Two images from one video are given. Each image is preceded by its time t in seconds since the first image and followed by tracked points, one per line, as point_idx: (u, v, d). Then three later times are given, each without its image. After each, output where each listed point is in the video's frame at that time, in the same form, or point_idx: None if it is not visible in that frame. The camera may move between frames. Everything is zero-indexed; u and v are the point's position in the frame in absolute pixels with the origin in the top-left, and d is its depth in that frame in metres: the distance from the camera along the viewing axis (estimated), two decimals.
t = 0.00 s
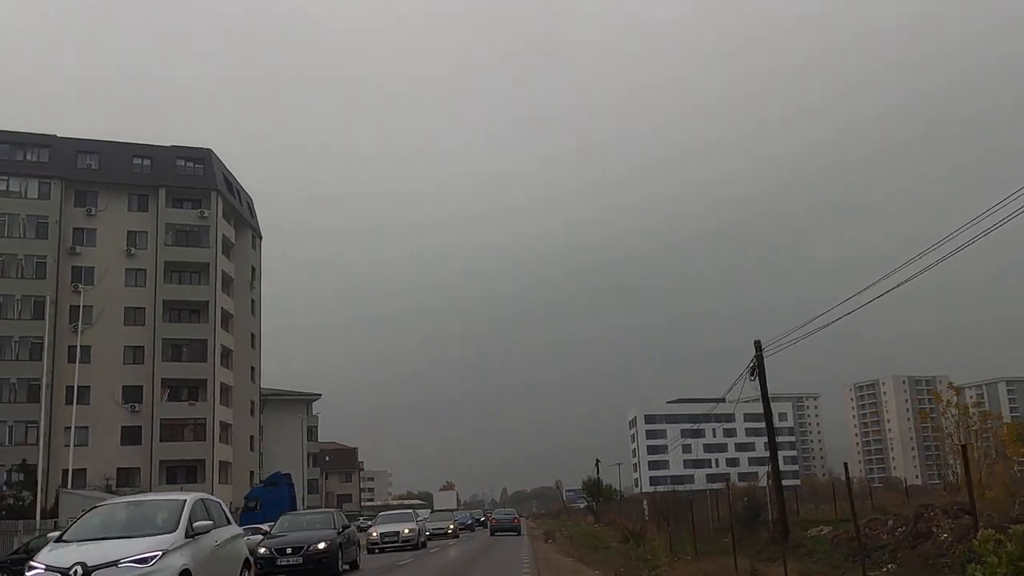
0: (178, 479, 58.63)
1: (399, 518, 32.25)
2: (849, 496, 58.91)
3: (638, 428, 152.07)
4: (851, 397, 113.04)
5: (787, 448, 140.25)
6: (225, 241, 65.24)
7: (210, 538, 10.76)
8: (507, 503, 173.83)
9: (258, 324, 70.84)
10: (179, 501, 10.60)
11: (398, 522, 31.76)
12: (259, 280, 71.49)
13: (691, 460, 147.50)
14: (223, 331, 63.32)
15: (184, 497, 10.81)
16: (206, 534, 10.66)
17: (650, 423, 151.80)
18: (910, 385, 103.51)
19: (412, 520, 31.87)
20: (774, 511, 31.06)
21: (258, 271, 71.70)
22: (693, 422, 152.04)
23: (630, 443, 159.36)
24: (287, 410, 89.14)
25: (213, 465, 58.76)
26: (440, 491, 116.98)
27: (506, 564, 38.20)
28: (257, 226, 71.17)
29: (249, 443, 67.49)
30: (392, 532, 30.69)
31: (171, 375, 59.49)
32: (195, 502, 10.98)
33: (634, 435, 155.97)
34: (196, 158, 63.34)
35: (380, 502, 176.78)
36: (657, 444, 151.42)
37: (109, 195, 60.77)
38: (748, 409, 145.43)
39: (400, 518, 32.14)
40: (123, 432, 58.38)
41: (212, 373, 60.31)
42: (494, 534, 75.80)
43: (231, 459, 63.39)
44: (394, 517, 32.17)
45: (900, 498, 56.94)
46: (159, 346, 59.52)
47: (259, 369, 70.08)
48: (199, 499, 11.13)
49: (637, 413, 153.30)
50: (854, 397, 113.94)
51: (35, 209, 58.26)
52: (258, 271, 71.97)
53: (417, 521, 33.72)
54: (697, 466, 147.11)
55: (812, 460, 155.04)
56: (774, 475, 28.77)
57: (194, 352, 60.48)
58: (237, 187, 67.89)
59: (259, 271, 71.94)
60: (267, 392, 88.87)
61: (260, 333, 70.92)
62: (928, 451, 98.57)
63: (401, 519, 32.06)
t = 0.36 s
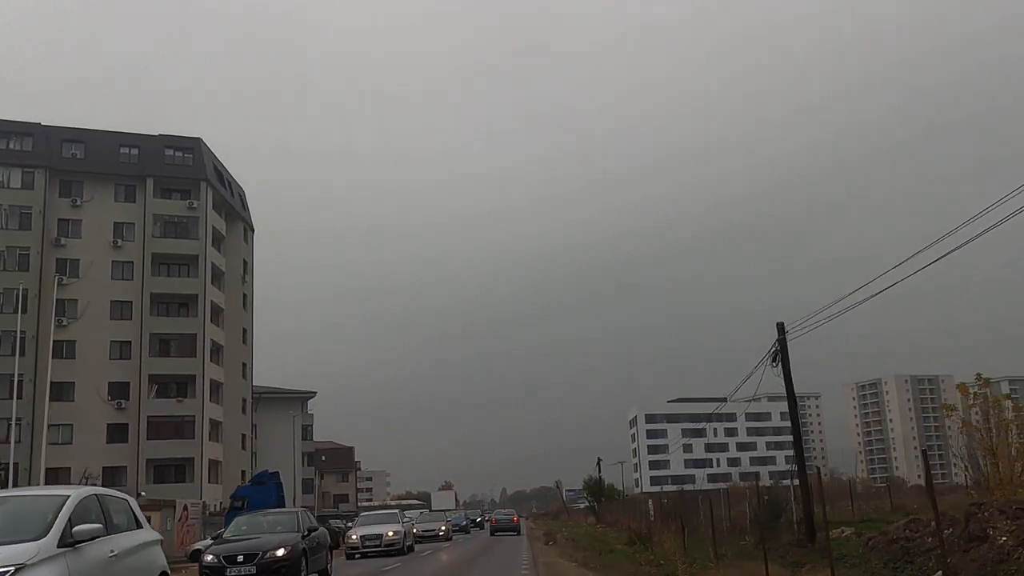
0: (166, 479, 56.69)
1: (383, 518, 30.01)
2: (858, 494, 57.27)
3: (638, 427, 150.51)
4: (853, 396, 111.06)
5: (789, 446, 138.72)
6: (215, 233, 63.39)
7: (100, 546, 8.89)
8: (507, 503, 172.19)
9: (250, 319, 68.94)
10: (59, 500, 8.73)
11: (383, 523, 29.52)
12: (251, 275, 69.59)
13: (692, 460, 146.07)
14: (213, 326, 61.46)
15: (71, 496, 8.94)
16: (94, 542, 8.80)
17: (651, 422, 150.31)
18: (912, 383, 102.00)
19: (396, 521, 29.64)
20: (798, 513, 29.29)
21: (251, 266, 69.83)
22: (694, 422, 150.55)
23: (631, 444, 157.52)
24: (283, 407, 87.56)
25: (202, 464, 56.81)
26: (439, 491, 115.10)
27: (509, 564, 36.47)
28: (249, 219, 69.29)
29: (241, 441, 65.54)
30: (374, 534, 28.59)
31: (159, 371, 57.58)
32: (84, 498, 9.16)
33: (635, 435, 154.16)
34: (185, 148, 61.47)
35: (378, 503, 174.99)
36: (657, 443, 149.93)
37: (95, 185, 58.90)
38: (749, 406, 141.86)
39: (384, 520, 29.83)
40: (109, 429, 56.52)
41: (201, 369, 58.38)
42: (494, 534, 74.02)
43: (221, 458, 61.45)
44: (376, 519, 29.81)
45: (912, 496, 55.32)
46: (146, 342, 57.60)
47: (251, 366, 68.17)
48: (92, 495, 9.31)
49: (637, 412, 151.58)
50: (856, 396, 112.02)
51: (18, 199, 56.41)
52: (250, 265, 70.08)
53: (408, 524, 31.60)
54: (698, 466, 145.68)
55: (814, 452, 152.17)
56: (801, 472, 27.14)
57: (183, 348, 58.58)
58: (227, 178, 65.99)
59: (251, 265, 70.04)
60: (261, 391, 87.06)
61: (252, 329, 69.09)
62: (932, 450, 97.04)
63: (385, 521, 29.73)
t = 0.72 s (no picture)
0: (155, 477, 54.80)
1: (364, 520, 27.82)
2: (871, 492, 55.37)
3: (639, 427, 148.81)
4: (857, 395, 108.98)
5: (792, 445, 136.69)
6: (206, 225, 61.45)
7: None
8: (507, 503, 170.24)
9: (243, 314, 67.05)
10: None
11: (364, 526, 27.30)
12: (244, 268, 67.70)
13: (694, 459, 145.13)
14: (204, 320, 59.54)
15: None
16: None
17: (652, 422, 148.69)
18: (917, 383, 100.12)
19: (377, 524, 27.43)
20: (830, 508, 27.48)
21: (244, 259, 67.90)
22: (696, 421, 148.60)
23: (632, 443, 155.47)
24: (279, 405, 85.56)
25: (191, 462, 54.89)
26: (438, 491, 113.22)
27: (512, 565, 34.61)
28: (242, 211, 67.41)
29: (233, 439, 63.60)
30: (353, 538, 26.51)
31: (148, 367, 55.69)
32: None
33: (636, 434, 152.15)
34: (175, 136, 59.54)
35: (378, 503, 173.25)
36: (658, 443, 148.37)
37: (81, 174, 57.03)
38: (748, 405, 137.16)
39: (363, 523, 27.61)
40: (95, 426, 54.70)
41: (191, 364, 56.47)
42: (494, 534, 72.14)
43: (213, 456, 59.56)
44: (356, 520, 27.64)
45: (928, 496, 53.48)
46: (134, 336, 55.65)
47: (243, 362, 66.27)
48: None
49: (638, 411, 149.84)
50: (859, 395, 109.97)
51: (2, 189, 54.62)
52: (243, 258, 68.19)
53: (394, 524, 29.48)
54: (700, 465, 144.83)
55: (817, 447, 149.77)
56: (837, 467, 25.44)
57: (172, 342, 56.66)
58: (219, 168, 64.04)
59: (244, 258, 68.16)
60: (256, 388, 85.19)
61: (244, 324, 67.18)
62: (936, 449, 95.15)
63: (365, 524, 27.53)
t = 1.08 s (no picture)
0: (142, 478, 52.89)
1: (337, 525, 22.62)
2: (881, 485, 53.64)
3: (640, 425, 146.78)
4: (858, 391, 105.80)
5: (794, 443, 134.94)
6: (195, 217, 59.61)
7: None
8: (507, 502, 168.52)
9: (234, 310, 65.17)
10: None
11: (336, 531, 22.03)
12: (235, 262, 65.86)
13: (696, 458, 143.72)
14: (193, 315, 57.68)
15: None
16: None
17: (653, 420, 146.70)
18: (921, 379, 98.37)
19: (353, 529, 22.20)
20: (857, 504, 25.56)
21: (235, 253, 66.05)
22: (697, 419, 146.83)
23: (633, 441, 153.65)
24: (273, 403, 83.72)
25: (180, 461, 53.04)
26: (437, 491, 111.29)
27: (514, 565, 32.75)
28: (232, 203, 65.58)
29: (224, 438, 61.74)
30: (323, 543, 21.18)
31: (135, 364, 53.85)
32: None
33: (637, 433, 150.34)
34: (162, 125, 57.66)
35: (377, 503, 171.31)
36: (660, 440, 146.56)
37: (65, 165, 55.14)
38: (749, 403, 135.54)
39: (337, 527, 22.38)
40: (80, 425, 52.81)
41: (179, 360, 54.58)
42: (495, 534, 70.32)
43: (202, 455, 57.67)
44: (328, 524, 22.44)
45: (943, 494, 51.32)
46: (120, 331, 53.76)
47: (234, 358, 64.40)
48: None
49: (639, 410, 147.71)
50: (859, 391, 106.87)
51: None
52: (234, 252, 66.32)
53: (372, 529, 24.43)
54: (702, 464, 143.39)
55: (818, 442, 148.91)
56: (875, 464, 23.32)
57: (159, 338, 54.78)
58: (208, 159, 62.15)
59: (235, 252, 66.29)
60: (250, 386, 83.43)
61: (236, 320, 65.34)
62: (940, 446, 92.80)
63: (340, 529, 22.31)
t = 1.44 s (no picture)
0: (120, 478, 50.87)
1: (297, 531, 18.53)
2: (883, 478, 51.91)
3: (635, 423, 144.68)
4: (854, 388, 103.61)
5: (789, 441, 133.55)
6: (176, 208, 57.56)
7: None
8: (502, 502, 166.61)
9: (218, 304, 63.14)
10: None
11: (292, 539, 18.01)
12: (218, 254, 63.82)
13: (691, 456, 140.98)
14: (174, 309, 55.63)
15: None
16: None
17: (648, 418, 144.61)
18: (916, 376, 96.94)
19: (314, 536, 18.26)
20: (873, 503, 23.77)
21: (218, 245, 63.98)
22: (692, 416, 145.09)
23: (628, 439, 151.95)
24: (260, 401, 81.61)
25: (160, 460, 51.07)
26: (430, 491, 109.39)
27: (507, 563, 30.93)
28: (216, 193, 63.55)
29: (208, 436, 59.77)
30: (278, 550, 17.58)
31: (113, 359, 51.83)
32: None
33: (631, 431, 148.61)
34: (142, 112, 55.56)
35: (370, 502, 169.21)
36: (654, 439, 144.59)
37: (40, 153, 53.07)
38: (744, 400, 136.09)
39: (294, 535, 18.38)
40: (56, 423, 50.81)
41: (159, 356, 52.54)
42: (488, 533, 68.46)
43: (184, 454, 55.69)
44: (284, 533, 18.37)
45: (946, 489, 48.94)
46: (97, 325, 51.73)
47: (218, 354, 62.40)
48: None
49: (634, 407, 145.53)
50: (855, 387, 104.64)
51: None
52: (218, 244, 64.27)
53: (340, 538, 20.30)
54: (697, 462, 140.52)
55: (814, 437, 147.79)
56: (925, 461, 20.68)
57: (138, 333, 52.67)
58: (189, 148, 60.06)
59: (219, 244, 64.25)
60: (237, 383, 81.39)
61: (219, 314, 63.32)
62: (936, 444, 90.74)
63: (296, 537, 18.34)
